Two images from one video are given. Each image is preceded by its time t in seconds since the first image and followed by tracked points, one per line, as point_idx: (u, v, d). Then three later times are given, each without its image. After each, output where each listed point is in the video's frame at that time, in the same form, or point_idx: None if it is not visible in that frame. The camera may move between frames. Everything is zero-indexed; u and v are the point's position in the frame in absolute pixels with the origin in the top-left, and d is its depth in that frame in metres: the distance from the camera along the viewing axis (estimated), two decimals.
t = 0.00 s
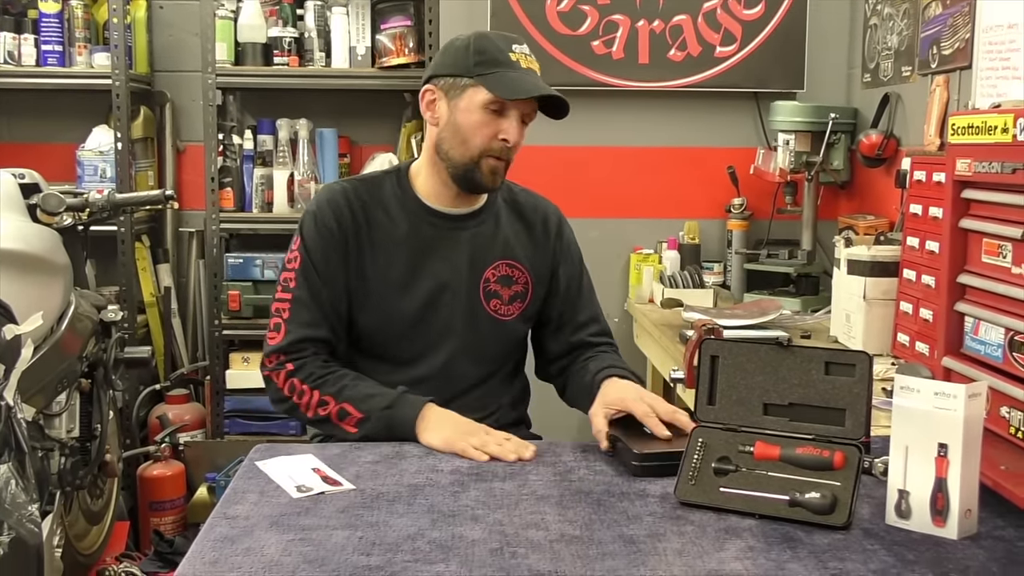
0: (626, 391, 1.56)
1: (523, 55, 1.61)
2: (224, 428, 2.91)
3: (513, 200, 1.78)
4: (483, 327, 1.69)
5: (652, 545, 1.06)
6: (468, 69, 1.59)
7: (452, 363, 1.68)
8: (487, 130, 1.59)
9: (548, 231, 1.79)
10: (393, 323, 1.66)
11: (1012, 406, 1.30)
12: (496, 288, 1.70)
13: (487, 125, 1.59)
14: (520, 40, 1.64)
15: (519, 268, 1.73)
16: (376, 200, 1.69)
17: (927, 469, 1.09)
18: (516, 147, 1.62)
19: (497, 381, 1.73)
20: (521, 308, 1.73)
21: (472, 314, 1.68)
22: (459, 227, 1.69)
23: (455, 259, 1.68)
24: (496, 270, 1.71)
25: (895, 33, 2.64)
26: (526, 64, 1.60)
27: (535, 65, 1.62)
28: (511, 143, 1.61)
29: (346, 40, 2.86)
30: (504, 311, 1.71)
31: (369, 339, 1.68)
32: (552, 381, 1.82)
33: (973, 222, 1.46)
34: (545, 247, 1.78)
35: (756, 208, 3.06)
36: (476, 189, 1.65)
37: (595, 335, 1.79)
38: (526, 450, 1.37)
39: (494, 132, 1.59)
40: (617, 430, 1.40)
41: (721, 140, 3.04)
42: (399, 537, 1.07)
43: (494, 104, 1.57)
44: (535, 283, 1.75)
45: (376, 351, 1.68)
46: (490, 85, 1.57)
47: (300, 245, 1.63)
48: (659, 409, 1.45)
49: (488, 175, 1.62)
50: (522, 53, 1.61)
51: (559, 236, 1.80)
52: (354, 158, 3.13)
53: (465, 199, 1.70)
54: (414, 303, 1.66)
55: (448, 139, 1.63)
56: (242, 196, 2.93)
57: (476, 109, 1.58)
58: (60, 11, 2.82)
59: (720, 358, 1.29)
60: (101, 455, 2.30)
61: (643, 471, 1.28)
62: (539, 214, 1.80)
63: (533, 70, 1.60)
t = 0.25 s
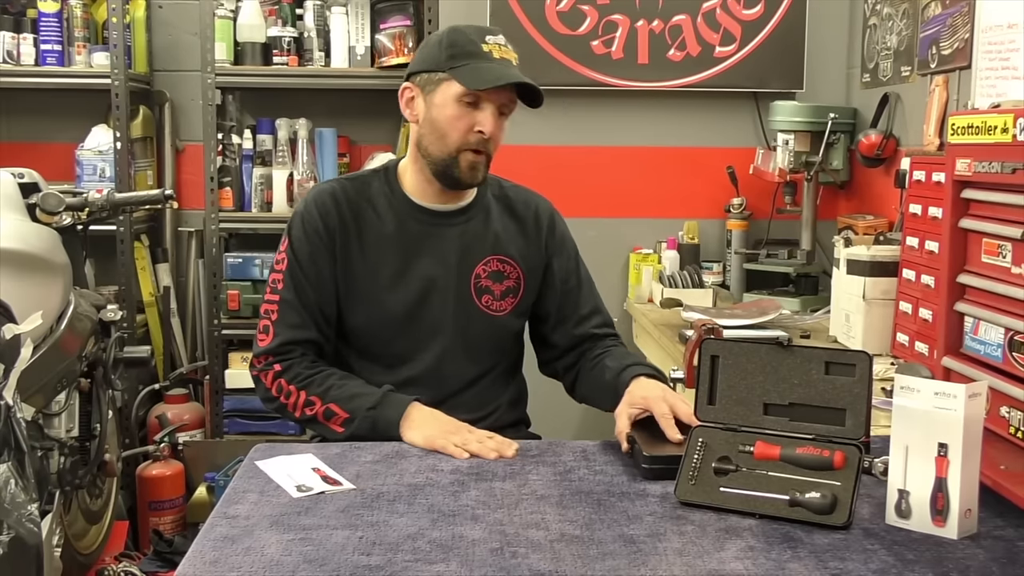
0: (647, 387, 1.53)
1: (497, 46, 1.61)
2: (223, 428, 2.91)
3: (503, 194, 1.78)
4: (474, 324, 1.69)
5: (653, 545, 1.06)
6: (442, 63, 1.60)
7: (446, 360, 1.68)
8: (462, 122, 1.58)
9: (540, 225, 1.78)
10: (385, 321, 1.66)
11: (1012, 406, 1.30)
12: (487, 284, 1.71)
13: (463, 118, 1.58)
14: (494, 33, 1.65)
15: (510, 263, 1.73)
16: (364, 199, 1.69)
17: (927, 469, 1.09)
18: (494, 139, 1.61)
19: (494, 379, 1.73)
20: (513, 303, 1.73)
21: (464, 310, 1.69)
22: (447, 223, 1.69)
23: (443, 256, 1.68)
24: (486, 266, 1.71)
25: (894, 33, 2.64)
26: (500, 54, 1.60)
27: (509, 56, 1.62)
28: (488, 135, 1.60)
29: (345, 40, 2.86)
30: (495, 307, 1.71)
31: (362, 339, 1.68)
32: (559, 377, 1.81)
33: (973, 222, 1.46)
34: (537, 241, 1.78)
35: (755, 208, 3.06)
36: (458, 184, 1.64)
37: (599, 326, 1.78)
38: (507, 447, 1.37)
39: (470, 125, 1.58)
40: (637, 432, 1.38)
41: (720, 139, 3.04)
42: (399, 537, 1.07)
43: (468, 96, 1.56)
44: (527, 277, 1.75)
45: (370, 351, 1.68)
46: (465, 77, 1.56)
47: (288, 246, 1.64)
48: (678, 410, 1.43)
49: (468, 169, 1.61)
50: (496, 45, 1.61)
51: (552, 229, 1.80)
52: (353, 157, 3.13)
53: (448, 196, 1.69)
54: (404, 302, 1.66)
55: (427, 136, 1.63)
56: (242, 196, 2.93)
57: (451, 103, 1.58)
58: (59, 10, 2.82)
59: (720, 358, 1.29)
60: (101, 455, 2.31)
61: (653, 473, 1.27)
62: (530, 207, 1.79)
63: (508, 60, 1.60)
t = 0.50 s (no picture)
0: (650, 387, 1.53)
1: (471, 45, 1.62)
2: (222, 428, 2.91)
3: (496, 193, 1.77)
4: (469, 327, 1.69)
5: (653, 545, 1.06)
6: (417, 67, 1.62)
7: (441, 364, 1.68)
8: (441, 123, 1.60)
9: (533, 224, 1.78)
10: (378, 327, 1.66)
11: (1012, 406, 1.30)
12: (481, 286, 1.71)
13: (441, 119, 1.60)
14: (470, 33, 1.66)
15: (503, 264, 1.73)
16: (353, 205, 1.69)
17: (928, 470, 1.09)
18: (474, 138, 1.62)
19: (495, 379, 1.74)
20: (508, 304, 1.73)
21: (459, 314, 1.68)
22: (439, 226, 1.69)
23: (435, 260, 1.68)
24: (479, 268, 1.71)
25: (894, 34, 2.64)
26: (473, 52, 1.61)
27: (485, 54, 1.63)
28: (467, 134, 1.61)
29: (345, 40, 2.86)
30: (490, 309, 1.71)
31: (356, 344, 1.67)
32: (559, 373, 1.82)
33: (973, 222, 1.46)
34: (530, 240, 1.77)
35: (755, 208, 3.06)
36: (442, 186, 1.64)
37: (597, 322, 1.79)
38: (479, 445, 1.39)
39: (450, 126, 1.60)
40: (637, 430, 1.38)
41: (720, 140, 3.04)
42: (400, 538, 1.07)
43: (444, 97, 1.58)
44: (520, 277, 1.75)
45: (366, 357, 1.68)
46: (439, 78, 1.58)
47: (275, 256, 1.65)
48: (678, 410, 1.43)
49: (450, 169, 1.61)
50: (470, 44, 1.62)
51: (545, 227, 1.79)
52: (353, 157, 3.13)
53: (435, 199, 1.69)
54: (397, 307, 1.65)
55: (408, 141, 1.64)
56: (242, 196, 2.93)
57: (428, 105, 1.60)
58: (59, 10, 2.81)
59: (720, 358, 1.29)
60: (100, 456, 2.31)
61: (652, 471, 1.28)
62: (523, 206, 1.78)
63: (483, 58, 1.61)
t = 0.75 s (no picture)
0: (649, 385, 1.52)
1: (434, 37, 1.62)
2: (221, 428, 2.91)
3: (492, 194, 1.76)
4: (462, 331, 1.68)
5: (653, 546, 1.06)
6: (384, 67, 1.65)
7: (434, 369, 1.67)
8: (409, 121, 1.62)
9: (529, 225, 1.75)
10: (368, 331, 1.66)
11: (1012, 406, 1.30)
12: (475, 290, 1.70)
13: (410, 116, 1.62)
14: (437, 26, 1.66)
15: (498, 267, 1.72)
16: (344, 209, 1.69)
17: (928, 470, 1.09)
18: (444, 132, 1.62)
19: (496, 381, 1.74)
20: (504, 307, 1.72)
21: (452, 318, 1.68)
22: (431, 230, 1.68)
23: (427, 264, 1.67)
24: (473, 272, 1.70)
25: (893, 34, 2.64)
26: (434, 44, 1.61)
27: (449, 44, 1.62)
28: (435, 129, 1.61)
29: (345, 41, 2.85)
30: (485, 313, 1.70)
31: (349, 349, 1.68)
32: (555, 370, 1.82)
33: (973, 222, 1.46)
34: (527, 243, 1.75)
35: (754, 208, 3.06)
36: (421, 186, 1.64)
37: (594, 321, 1.79)
38: (449, 443, 1.39)
39: (417, 122, 1.62)
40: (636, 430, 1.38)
41: (719, 140, 3.04)
42: (400, 539, 1.07)
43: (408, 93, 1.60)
44: (516, 278, 1.74)
45: (360, 360, 1.69)
46: (400, 74, 1.60)
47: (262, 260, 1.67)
48: (677, 409, 1.43)
49: (424, 167, 1.61)
50: (434, 37, 1.62)
51: (541, 228, 1.77)
52: (353, 158, 3.13)
53: (426, 202, 1.68)
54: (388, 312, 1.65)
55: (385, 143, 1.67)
56: (240, 197, 2.93)
57: (396, 104, 1.63)
58: (57, 11, 2.81)
59: (720, 359, 1.29)
60: (100, 456, 2.29)
61: (653, 471, 1.28)
62: (519, 207, 1.76)
63: (444, 48, 1.61)
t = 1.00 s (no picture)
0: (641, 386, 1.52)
1: (403, 36, 1.61)
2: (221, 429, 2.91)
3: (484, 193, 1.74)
4: (455, 333, 1.68)
5: (654, 547, 1.05)
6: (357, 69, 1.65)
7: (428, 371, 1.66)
8: (383, 122, 1.62)
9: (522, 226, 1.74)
10: (361, 331, 1.66)
11: (1012, 407, 1.30)
12: (467, 292, 1.69)
13: (383, 117, 1.63)
14: (409, 25, 1.65)
15: (490, 269, 1.71)
16: (336, 207, 1.69)
17: (928, 472, 1.09)
18: (417, 133, 1.61)
19: (493, 381, 1.73)
20: (497, 308, 1.71)
21: (444, 320, 1.67)
22: (421, 231, 1.67)
23: (418, 265, 1.66)
24: (465, 274, 1.69)
25: (893, 35, 2.64)
26: (402, 42, 1.60)
27: (418, 42, 1.61)
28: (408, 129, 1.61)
29: (344, 41, 2.86)
30: (477, 315, 1.69)
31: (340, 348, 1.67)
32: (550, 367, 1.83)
33: (973, 223, 1.46)
34: (520, 244, 1.74)
35: (753, 209, 3.07)
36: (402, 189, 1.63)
37: (588, 319, 1.79)
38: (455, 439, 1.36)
39: (390, 123, 1.62)
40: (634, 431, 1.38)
41: (719, 141, 3.04)
42: (399, 540, 1.07)
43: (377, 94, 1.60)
44: (508, 279, 1.73)
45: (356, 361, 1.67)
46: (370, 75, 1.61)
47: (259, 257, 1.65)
48: (673, 411, 1.42)
49: (400, 170, 1.60)
50: (404, 36, 1.62)
51: (535, 229, 1.76)
52: (352, 159, 3.13)
53: (413, 203, 1.67)
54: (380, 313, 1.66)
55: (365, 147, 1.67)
56: (240, 197, 2.93)
57: (370, 106, 1.64)
58: (57, 11, 2.81)
59: (721, 359, 1.28)
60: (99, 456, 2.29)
61: (653, 472, 1.28)
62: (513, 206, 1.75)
63: (412, 46, 1.60)
